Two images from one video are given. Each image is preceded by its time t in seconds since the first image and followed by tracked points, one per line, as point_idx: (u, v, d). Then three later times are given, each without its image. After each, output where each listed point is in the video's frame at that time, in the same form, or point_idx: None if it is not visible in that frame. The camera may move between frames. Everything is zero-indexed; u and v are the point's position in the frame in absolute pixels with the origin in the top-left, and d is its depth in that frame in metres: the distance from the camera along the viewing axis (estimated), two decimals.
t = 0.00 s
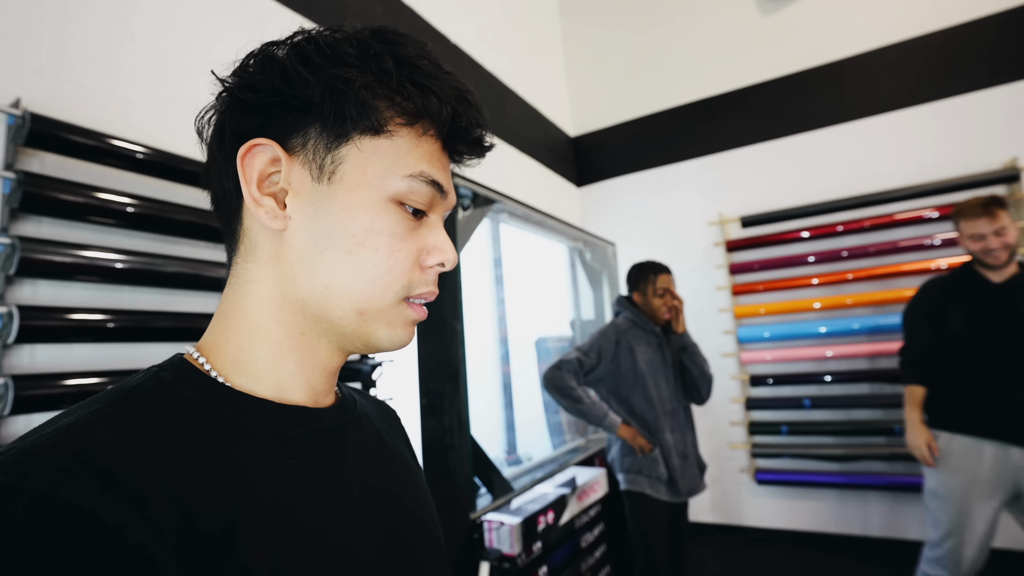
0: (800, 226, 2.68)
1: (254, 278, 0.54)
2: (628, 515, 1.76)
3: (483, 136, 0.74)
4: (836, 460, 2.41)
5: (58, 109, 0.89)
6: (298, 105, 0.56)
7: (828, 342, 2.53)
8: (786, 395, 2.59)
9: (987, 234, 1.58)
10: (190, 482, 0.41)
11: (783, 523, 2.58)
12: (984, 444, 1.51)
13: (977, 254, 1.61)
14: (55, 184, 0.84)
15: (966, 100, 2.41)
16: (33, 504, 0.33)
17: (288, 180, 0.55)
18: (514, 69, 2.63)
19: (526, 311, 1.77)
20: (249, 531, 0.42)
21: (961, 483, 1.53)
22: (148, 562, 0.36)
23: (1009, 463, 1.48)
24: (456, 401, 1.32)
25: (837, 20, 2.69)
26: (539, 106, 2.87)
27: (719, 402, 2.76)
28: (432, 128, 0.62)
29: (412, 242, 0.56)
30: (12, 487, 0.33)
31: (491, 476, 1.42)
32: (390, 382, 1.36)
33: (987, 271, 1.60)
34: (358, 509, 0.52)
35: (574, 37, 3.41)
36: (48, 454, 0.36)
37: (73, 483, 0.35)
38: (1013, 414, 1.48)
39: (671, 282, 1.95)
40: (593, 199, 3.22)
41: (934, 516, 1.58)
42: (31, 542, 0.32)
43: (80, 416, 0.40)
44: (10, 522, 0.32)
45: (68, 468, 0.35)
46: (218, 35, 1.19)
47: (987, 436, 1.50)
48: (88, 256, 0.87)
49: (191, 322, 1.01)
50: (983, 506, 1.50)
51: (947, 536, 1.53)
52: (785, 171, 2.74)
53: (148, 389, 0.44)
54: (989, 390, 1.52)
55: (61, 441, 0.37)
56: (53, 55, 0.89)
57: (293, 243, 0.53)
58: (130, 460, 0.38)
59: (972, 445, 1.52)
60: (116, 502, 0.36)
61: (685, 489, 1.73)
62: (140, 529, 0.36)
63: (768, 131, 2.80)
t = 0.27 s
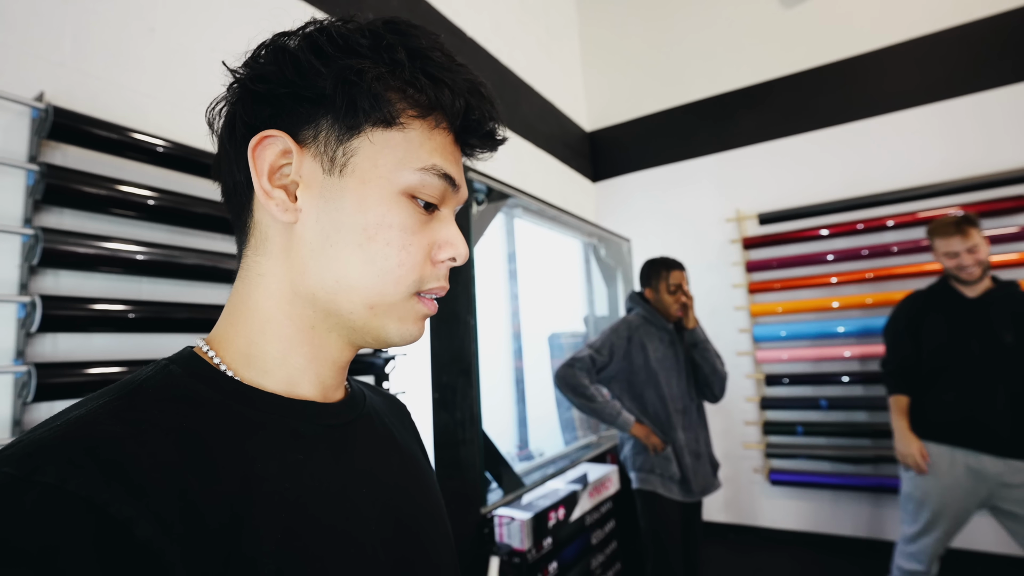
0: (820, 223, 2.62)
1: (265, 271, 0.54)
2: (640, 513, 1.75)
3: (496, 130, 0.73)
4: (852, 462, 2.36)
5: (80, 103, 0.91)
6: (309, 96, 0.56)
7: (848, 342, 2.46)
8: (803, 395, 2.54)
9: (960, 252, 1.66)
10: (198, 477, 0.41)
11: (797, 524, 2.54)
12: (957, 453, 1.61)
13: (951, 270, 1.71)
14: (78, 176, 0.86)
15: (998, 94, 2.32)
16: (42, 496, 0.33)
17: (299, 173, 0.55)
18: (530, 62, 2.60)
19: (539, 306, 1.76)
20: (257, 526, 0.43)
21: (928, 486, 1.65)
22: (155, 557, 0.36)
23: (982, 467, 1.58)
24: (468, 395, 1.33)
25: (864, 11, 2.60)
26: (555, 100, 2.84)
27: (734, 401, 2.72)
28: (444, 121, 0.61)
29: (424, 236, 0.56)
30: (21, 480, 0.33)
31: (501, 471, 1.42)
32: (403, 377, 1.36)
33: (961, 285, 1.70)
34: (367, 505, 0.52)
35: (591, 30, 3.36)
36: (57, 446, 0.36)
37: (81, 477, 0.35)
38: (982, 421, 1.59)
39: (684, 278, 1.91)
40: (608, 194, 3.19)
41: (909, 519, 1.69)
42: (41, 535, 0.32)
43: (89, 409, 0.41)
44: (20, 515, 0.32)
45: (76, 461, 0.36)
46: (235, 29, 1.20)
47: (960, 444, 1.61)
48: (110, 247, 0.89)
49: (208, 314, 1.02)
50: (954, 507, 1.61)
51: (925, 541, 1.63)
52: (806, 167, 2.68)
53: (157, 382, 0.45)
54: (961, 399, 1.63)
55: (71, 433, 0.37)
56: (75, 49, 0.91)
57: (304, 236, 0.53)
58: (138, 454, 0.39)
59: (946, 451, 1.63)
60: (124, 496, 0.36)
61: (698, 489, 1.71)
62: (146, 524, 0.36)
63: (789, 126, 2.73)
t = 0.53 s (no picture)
0: (828, 224, 2.60)
1: (271, 269, 0.53)
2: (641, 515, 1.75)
3: (504, 127, 0.72)
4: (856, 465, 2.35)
5: (88, 98, 0.91)
6: (316, 93, 0.56)
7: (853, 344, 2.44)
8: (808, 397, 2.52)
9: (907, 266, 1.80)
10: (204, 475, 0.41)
11: (802, 527, 2.52)
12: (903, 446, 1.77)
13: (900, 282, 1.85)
14: (86, 172, 0.86)
15: (1012, 95, 2.29)
16: (48, 495, 0.33)
17: (305, 170, 0.54)
18: (537, 60, 2.59)
19: (544, 305, 1.76)
20: (263, 524, 0.42)
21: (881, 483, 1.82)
22: (160, 557, 0.36)
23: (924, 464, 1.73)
24: (472, 394, 1.32)
25: (876, 10, 2.57)
26: (562, 99, 2.83)
27: (739, 403, 2.71)
28: (452, 118, 0.61)
29: (431, 234, 0.55)
30: (27, 477, 0.33)
31: (504, 470, 1.40)
32: (407, 374, 1.41)
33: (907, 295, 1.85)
34: (372, 505, 0.51)
35: (599, 28, 3.34)
36: (63, 444, 0.36)
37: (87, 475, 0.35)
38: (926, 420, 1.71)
39: (689, 279, 1.90)
40: (615, 193, 3.17)
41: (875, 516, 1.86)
42: (48, 533, 0.32)
43: (95, 407, 0.41)
44: (26, 514, 0.32)
45: (82, 459, 0.35)
46: (243, 25, 1.20)
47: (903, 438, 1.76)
48: (117, 243, 0.89)
49: (213, 310, 1.02)
50: (907, 502, 1.77)
51: (888, 535, 1.81)
52: (815, 167, 2.65)
53: (164, 380, 0.44)
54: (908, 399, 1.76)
55: (77, 431, 0.37)
56: (85, 45, 0.91)
57: (310, 233, 0.53)
58: (145, 453, 0.38)
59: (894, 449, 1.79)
60: (129, 495, 0.36)
61: (701, 491, 1.70)
62: (152, 523, 0.36)
63: (798, 126, 2.71)
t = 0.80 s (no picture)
0: (830, 227, 2.59)
1: (277, 268, 0.53)
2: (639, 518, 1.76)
3: (510, 128, 0.72)
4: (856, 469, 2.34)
5: (94, 94, 0.91)
6: (324, 92, 0.55)
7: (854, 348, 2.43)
8: (808, 400, 2.51)
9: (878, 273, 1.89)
10: (210, 474, 0.41)
11: (802, 529, 2.51)
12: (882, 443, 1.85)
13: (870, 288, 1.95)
14: (90, 167, 0.86)
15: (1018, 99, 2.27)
16: (56, 493, 0.33)
17: (312, 169, 0.54)
18: (542, 60, 2.58)
19: (546, 305, 1.75)
20: (268, 523, 0.42)
21: (867, 483, 1.88)
22: (167, 555, 0.36)
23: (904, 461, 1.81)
24: (474, 393, 1.31)
25: (882, 12, 2.56)
26: (566, 99, 2.83)
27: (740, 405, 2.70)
28: (459, 118, 0.61)
29: (437, 235, 0.55)
30: (34, 475, 0.33)
31: (505, 469, 1.40)
32: (409, 373, 1.39)
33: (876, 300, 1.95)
34: (377, 505, 0.51)
35: (604, 28, 3.33)
36: (70, 442, 0.36)
37: (94, 473, 0.35)
38: (902, 418, 1.80)
39: (686, 276, 1.88)
40: (618, 194, 3.17)
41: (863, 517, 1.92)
42: (56, 531, 0.32)
43: (102, 405, 0.41)
44: (34, 511, 0.32)
45: (89, 457, 0.35)
46: (249, 23, 1.19)
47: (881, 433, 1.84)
48: (120, 239, 0.89)
49: (216, 306, 1.02)
50: (893, 502, 1.83)
51: (879, 536, 1.86)
52: (819, 170, 2.64)
53: (170, 378, 0.44)
54: (885, 399, 1.84)
55: (83, 429, 0.37)
56: (92, 40, 0.91)
57: (317, 233, 0.53)
58: (152, 451, 0.38)
59: (875, 448, 1.87)
60: (137, 493, 0.36)
61: (693, 497, 1.69)
62: (159, 522, 0.36)
63: (803, 128, 2.70)
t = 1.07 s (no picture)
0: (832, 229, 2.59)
1: (280, 265, 0.53)
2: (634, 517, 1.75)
3: (514, 127, 0.72)
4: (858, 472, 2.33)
5: (98, 89, 0.91)
6: (328, 90, 0.55)
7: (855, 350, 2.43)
8: (809, 402, 2.50)
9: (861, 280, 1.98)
10: (211, 471, 0.41)
11: (801, 531, 2.51)
12: (876, 444, 1.88)
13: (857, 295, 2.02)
14: (94, 162, 0.86)
15: None
16: (58, 487, 0.33)
17: (315, 167, 0.54)
18: (546, 59, 2.58)
19: (547, 304, 1.75)
20: (268, 521, 0.42)
21: (860, 485, 1.92)
22: (167, 551, 0.36)
23: (895, 463, 1.84)
24: (474, 392, 1.31)
25: (888, 14, 2.55)
26: (570, 98, 2.82)
27: (740, 406, 2.70)
28: (463, 117, 0.60)
29: (440, 233, 0.55)
30: (36, 470, 0.33)
31: (505, 468, 1.40)
32: (409, 370, 1.42)
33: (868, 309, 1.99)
34: (377, 503, 0.51)
35: (608, 27, 3.32)
36: (72, 436, 0.36)
37: (96, 468, 0.35)
38: (894, 418, 1.83)
39: (686, 276, 1.87)
40: (621, 194, 3.16)
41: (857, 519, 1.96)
42: (58, 526, 0.32)
43: (104, 400, 0.41)
44: (35, 506, 0.32)
45: (91, 453, 0.35)
46: (253, 19, 1.19)
47: (875, 434, 1.87)
48: (123, 234, 0.89)
49: (218, 302, 1.02)
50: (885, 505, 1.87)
51: (874, 538, 1.91)
52: (823, 171, 2.63)
53: (172, 374, 0.44)
54: (880, 401, 1.87)
55: (85, 423, 0.37)
56: (96, 36, 0.91)
57: (319, 230, 0.53)
58: (154, 448, 0.38)
59: (868, 449, 1.91)
60: (138, 489, 0.36)
61: (688, 498, 1.70)
62: (160, 518, 0.36)
63: (807, 130, 2.69)
